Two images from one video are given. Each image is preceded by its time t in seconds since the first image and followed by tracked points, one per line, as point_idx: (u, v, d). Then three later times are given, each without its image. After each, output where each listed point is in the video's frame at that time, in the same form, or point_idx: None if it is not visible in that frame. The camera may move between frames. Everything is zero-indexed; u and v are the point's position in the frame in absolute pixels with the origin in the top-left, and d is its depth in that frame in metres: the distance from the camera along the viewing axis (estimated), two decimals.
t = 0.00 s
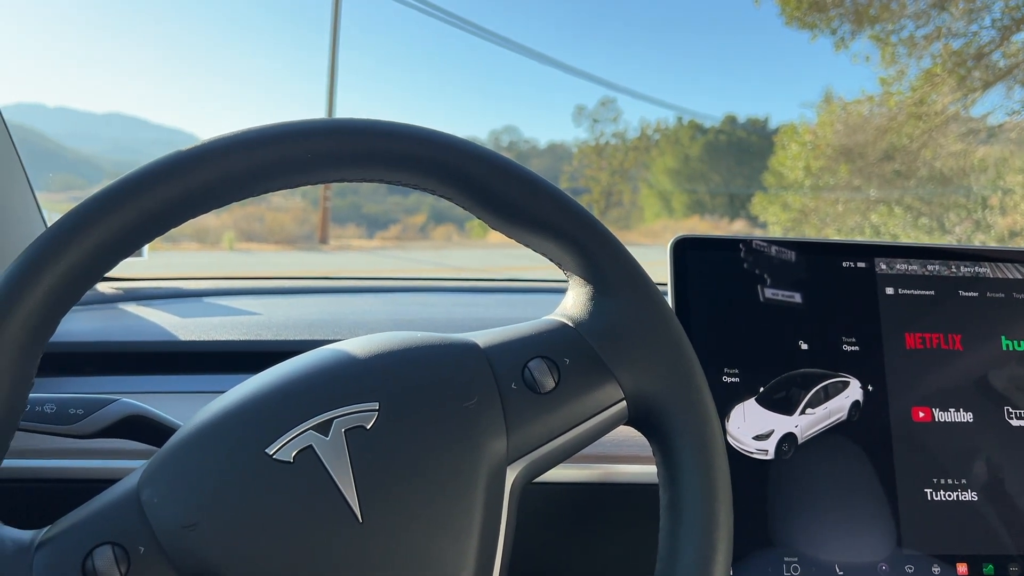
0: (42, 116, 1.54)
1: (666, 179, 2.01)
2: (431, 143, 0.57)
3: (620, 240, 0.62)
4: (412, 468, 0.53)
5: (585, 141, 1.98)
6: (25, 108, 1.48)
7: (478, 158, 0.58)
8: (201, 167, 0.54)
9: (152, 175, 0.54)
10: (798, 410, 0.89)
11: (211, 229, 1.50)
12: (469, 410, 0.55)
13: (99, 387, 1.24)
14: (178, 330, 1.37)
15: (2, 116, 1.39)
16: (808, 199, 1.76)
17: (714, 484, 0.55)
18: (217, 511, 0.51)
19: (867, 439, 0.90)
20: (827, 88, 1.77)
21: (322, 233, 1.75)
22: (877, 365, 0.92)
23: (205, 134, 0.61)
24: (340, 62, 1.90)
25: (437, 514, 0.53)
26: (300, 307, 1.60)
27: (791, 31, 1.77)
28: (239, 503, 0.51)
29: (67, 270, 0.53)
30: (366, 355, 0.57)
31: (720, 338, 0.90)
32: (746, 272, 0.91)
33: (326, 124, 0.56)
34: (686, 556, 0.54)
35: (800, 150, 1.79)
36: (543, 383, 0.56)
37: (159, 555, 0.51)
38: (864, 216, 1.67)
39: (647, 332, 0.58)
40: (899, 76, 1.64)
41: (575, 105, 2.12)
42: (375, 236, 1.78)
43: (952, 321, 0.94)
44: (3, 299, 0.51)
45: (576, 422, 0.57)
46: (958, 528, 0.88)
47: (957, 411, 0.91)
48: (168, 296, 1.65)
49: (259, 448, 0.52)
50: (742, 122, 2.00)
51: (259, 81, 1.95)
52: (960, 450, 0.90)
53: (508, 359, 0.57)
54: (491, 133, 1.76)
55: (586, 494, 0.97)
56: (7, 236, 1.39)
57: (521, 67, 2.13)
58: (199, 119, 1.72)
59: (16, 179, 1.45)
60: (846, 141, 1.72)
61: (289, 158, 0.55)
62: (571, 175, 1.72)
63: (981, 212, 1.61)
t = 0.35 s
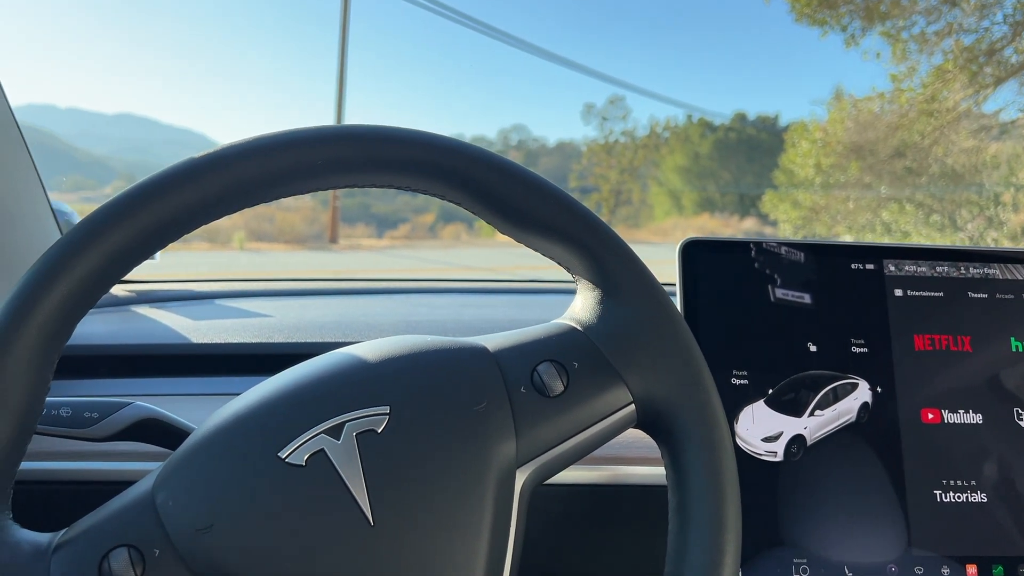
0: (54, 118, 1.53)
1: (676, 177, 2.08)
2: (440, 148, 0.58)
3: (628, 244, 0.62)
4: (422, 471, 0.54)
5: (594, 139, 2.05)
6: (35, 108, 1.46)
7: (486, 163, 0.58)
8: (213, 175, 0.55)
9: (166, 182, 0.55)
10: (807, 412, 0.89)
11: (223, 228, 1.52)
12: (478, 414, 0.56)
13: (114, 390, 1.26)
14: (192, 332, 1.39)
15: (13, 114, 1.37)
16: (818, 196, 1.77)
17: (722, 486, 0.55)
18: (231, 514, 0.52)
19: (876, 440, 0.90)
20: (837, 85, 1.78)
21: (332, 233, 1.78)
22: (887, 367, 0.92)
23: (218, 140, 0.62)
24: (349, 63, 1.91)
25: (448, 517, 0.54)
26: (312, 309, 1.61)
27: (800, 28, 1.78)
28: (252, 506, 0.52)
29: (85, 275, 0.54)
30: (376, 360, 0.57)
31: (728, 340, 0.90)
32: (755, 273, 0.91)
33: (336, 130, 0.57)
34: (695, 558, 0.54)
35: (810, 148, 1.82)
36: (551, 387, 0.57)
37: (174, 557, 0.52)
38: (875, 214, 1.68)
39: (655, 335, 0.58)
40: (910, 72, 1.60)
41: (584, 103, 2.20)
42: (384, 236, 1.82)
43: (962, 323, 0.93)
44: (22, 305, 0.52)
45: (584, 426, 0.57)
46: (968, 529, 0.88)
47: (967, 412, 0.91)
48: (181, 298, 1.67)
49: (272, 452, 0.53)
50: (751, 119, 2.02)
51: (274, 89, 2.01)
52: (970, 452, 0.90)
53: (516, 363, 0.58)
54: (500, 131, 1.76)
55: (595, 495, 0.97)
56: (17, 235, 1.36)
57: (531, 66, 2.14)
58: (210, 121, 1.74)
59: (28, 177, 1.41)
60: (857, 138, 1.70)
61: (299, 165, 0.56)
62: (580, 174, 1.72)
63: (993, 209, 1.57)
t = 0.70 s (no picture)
0: (64, 116, 1.50)
1: (686, 173, 2.02)
2: (458, 156, 0.58)
3: (645, 251, 0.62)
4: (441, 479, 0.54)
5: (603, 136, 2.02)
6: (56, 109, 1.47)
7: (503, 170, 0.58)
8: (231, 184, 0.55)
9: (185, 191, 0.54)
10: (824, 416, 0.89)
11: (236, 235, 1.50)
12: (497, 422, 0.56)
13: (129, 396, 1.26)
14: (207, 338, 1.40)
15: (25, 117, 1.39)
16: (829, 193, 1.71)
17: (740, 492, 0.56)
18: (252, 523, 0.52)
19: (894, 444, 0.90)
20: (848, 79, 1.78)
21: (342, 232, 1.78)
22: (904, 370, 0.91)
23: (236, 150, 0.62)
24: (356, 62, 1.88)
25: (467, 525, 0.54)
26: (325, 312, 1.62)
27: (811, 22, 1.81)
28: (273, 515, 0.52)
29: (103, 285, 0.53)
30: (395, 368, 0.58)
31: (744, 344, 0.90)
32: (770, 276, 0.91)
33: (354, 140, 0.57)
34: (714, 565, 0.54)
35: (821, 144, 1.75)
36: (569, 395, 0.57)
37: (194, 566, 0.52)
38: (886, 211, 1.65)
39: (673, 342, 0.58)
40: (922, 67, 1.60)
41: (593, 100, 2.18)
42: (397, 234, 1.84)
43: (979, 326, 0.93)
44: (42, 317, 0.52)
45: (603, 434, 0.58)
46: (987, 533, 0.87)
47: (985, 415, 0.90)
48: (194, 301, 1.67)
49: (292, 461, 0.54)
50: (762, 115, 2.01)
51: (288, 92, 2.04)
52: (988, 455, 0.90)
53: (534, 371, 0.58)
54: (509, 128, 1.75)
55: (612, 499, 0.97)
56: (28, 243, 1.39)
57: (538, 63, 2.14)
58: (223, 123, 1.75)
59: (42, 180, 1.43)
60: (869, 133, 1.66)
61: (318, 173, 0.56)
62: (589, 171, 1.70)
63: (1007, 203, 1.54)
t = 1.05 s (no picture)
0: (77, 117, 1.51)
1: (698, 169, 2.10)
2: (474, 160, 0.58)
3: (661, 254, 0.62)
4: (459, 483, 0.54)
5: (612, 132, 2.00)
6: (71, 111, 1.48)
7: (519, 174, 0.58)
8: (247, 190, 0.55)
9: (200, 198, 0.55)
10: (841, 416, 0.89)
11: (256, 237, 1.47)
12: (513, 426, 0.56)
13: (145, 399, 1.27)
14: (222, 340, 1.41)
15: (41, 119, 1.40)
16: (842, 188, 1.74)
17: (759, 496, 0.56)
18: (271, 529, 0.53)
19: (911, 444, 0.89)
20: (860, 73, 1.77)
21: (353, 231, 1.81)
22: (921, 369, 0.91)
23: (253, 155, 0.62)
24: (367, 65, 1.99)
25: (484, 529, 0.54)
26: (339, 314, 1.63)
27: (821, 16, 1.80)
28: (291, 520, 0.53)
29: (121, 292, 0.54)
30: (412, 373, 0.58)
31: (761, 345, 0.90)
32: (785, 275, 0.90)
33: (370, 144, 0.57)
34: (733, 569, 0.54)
35: (833, 139, 1.80)
36: (586, 399, 0.57)
37: (214, 571, 0.52)
38: (899, 205, 1.62)
39: (690, 345, 0.58)
40: (934, 60, 1.57)
41: (605, 96, 2.15)
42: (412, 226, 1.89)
43: (998, 325, 0.92)
44: (61, 325, 0.52)
45: (620, 437, 0.58)
46: (1006, 534, 0.86)
47: (1005, 415, 0.90)
48: (209, 304, 1.68)
49: (310, 466, 0.54)
50: (773, 109, 2.05)
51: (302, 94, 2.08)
52: (1008, 456, 0.89)
53: (551, 375, 0.58)
54: (519, 125, 1.75)
55: (628, 499, 0.98)
56: (44, 243, 1.40)
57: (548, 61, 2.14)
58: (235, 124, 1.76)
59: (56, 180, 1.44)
60: (881, 128, 1.66)
61: (335, 178, 0.56)
62: (599, 168, 1.70)
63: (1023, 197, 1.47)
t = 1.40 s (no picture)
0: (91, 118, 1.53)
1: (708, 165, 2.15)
2: (487, 163, 0.58)
3: (675, 256, 0.62)
4: (474, 487, 0.55)
5: (623, 128, 2.10)
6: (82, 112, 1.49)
7: (532, 177, 0.58)
8: (262, 196, 0.55)
9: (214, 204, 0.55)
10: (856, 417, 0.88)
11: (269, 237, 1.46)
12: (528, 430, 0.56)
13: (161, 400, 1.28)
14: (237, 342, 1.42)
15: (53, 119, 1.40)
16: (854, 182, 1.71)
17: (775, 499, 0.55)
18: (287, 533, 0.53)
19: (927, 445, 0.89)
20: (872, 67, 1.76)
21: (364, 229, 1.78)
22: (936, 369, 0.90)
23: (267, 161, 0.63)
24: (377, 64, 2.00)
25: (499, 532, 0.54)
26: (352, 314, 1.64)
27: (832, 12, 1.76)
28: (308, 524, 0.53)
29: (137, 297, 0.54)
30: (426, 376, 0.58)
31: (775, 344, 0.89)
32: (799, 273, 0.90)
33: (383, 148, 0.57)
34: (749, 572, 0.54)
35: (845, 133, 1.74)
36: (600, 401, 0.57)
37: None
38: (912, 200, 1.59)
39: (704, 347, 0.58)
40: (947, 53, 1.55)
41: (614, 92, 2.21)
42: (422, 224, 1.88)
43: (1016, 324, 0.91)
44: (78, 332, 0.53)
45: (635, 440, 0.58)
46: None
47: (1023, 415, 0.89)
48: (224, 306, 1.70)
49: (326, 470, 0.54)
50: (784, 104, 2.05)
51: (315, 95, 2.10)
52: None
53: (565, 378, 0.58)
54: (530, 122, 1.75)
55: (643, 499, 0.98)
56: (58, 243, 1.41)
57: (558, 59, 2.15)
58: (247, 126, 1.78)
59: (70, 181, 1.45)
60: (892, 122, 1.63)
61: (348, 183, 0.56)
62: (610, 165, 1.70)
63: None
